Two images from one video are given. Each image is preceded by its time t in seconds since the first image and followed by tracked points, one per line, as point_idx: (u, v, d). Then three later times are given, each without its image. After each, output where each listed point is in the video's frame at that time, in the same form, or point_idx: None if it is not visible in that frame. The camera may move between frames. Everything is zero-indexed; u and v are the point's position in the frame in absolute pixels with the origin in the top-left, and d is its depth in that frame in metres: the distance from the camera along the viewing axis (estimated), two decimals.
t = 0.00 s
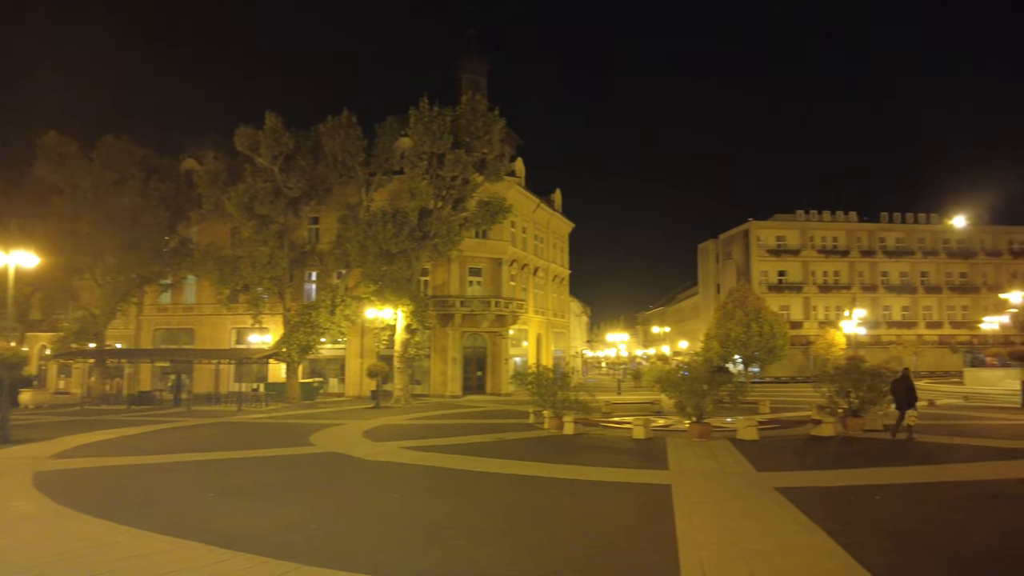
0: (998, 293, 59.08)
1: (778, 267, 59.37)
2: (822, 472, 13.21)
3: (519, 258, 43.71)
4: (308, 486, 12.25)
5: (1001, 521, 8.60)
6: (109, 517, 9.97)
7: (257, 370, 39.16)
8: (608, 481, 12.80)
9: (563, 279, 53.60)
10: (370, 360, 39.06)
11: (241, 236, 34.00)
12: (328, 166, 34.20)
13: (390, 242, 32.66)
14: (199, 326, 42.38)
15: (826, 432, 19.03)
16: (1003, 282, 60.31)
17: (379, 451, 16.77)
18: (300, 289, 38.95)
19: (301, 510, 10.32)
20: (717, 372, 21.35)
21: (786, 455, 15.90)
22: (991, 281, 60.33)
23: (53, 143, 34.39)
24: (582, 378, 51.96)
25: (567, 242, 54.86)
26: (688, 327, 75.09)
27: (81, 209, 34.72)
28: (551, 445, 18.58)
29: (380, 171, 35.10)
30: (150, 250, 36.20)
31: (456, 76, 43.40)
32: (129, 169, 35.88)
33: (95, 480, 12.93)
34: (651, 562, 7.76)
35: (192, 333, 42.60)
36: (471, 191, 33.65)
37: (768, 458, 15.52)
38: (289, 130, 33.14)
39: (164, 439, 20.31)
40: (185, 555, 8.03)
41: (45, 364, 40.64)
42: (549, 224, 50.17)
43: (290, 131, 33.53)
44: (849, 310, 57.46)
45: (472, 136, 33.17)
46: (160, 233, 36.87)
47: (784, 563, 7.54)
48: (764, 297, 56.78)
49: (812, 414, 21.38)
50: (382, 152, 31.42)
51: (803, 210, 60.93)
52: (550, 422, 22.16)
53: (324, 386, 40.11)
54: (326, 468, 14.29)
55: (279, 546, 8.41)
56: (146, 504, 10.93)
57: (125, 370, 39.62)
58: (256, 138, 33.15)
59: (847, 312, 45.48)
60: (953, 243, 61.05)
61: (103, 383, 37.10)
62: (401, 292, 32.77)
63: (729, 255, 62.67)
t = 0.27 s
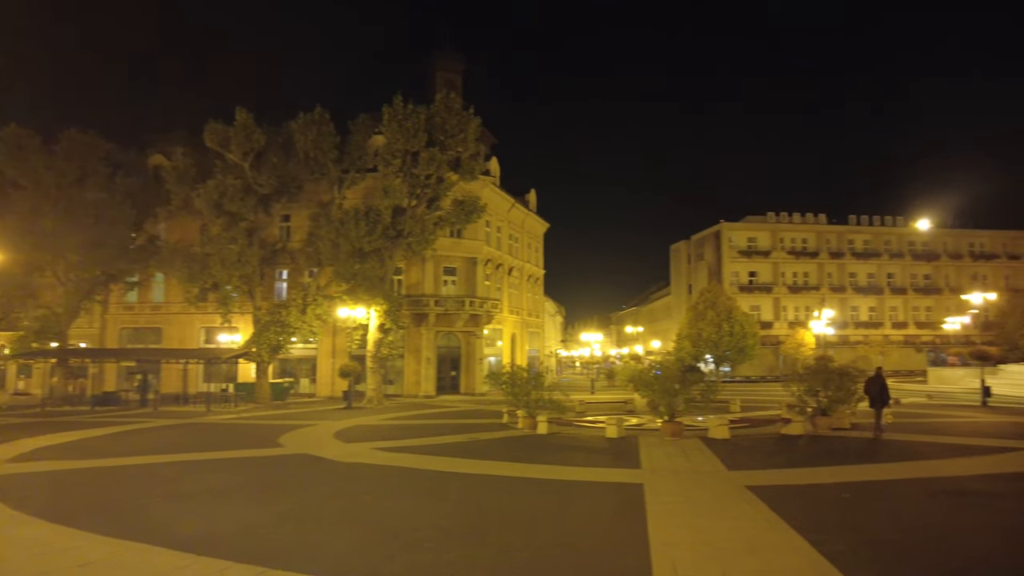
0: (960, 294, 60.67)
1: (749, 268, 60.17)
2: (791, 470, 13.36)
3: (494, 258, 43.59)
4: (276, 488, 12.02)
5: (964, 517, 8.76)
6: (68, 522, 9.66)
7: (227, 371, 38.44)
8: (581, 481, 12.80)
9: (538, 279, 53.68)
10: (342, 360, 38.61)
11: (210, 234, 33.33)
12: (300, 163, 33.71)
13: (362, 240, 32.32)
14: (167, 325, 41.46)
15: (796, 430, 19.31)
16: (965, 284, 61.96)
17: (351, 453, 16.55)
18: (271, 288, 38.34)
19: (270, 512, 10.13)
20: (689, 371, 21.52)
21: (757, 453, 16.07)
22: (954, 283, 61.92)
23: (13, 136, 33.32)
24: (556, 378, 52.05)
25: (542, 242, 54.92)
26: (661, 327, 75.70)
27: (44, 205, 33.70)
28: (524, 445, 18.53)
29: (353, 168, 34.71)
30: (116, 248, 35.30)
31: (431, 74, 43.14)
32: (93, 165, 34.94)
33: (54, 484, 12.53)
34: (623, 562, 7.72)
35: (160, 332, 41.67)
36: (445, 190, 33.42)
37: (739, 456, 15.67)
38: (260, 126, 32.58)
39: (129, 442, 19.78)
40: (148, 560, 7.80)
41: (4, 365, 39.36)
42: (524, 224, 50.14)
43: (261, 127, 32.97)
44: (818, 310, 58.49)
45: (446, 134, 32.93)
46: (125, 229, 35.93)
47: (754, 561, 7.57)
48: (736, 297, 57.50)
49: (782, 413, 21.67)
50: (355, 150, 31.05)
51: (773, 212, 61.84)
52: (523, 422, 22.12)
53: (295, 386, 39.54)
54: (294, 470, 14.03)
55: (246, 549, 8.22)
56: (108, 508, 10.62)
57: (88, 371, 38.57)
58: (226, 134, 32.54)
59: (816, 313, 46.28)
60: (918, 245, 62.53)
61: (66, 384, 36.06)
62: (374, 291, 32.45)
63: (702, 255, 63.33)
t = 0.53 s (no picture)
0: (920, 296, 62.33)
1: (717, 269, 60.99)
2: (759, 468, 13.52)
3: (466, 257, 43.42)
4: (242, 490, 11.80)
5: (926, 514, 8.93)
6: (20, 528, 9.34)
7: (192, 371, 37.66)
8: (551, 481, 12.80)
9: (510, 278, 53.65)
10: (311, 360, 38.08)
11: (175, 231, 32.58)
12: (268, 160, 33.16)
13: (332, 238, 31.93)
14: (130, 325, 40.44)
15: (763, 430, 19.59)
16: (924, 286, 63.68)
17: (319, 454, 16.32)
18: (238, 287, 37.63)
19: (234, 515, 9.92)
20: (659, 371, 21.72)
21: (725, 452, 16.29)
22: (914, 285, 63.58)
23: None
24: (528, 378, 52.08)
25: (514, 242, 54.91)
26: (631, 327, 76.30)
27: None
28: (495, 445, 18.48)
29: (323, 165, 34.24)
30: (77, 245, 34.30)
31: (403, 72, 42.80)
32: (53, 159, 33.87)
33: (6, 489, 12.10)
34: (594, 562, 7.70)
35: (122, 332, 40.63)
36: (416, 188, 33.13)
37: (707, 455, 15.85)
38: (227, 122, 31.95)
39: (89, 444, 19.23)
40: (104, 566, 7.56)
41: None
42: (497, 223, 50.06)
43: (228, 123, 32.34)
44: (784, 311, 59.56)
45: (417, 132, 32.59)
46: (86, 227, 34.83)
47: (723, 560, 7.60)
48: (705, 298, 58.24)
49: (749, 413, 21.98)
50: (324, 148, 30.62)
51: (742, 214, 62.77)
52: (495, 422, 22.07)
53: (262, 387, 38.87)
54: (260, 472, 13.75)
55: (207, 554, 8.02)
56: (63, 513, 10.29)
57: (46, 372, 37.42)
58: (192, 129, 31.85)
59: (783, 314, 47.13)
60: (881, 248, 64.06)
61: (22, 385, 34.91)
62: (343, 291, 32.07)
63: (672, 256, 64.00)
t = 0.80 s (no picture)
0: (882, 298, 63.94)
1: (686, 271, 61.75)
2: (727, 467, 13.66)
3: (436, 257, 43.16)
4: (205, 494, 11.51)
5: (889, 511, 9.09)
6: None
7: (155, 372, 36.75)
8: (521, 481, 12.76)
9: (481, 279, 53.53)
10: (278, 361, 37.46)
11: (138, 228, 31.76)
12: (235, 157, 32.52)
13: (299, 237, 31.44)
14: (89, 324, 39.30)
15: (730, 429, 19.86)
16: (885, 289, 65.36)
17: (285, 456, 16.03)
18: (203, 286, 36.85)
19: (196, 520, 9.67)
20: (628, 371, 21.86)
21: (693, 451, 16.47)
22: (876, 287, 65.21)
23: None
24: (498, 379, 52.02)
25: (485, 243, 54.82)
26: (601, 328, 76.80)
27: None
28: (466, 445, 18.39)
29: (291, 163, 33.69)
30: (34, 241, 33.20)
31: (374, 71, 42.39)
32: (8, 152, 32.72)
33: None
34: (564, 563, 7.66)
35: (81, 331, 39.46)
36: (386, 187, 32.76)
37: (676, 454, 16.00)
38: (192, 117, 31.23)
39: (44, 447, 18.59)
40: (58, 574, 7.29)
41: None
42: (468, 223, 49.88)
43: (194, 118, 31.61)
44: (751, 313, 60.57)
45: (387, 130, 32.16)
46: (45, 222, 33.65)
47: (692, 559, 7.63)
48: (674, 299, 58.91)
49: (716, 413, 22.26)
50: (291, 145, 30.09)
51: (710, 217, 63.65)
52: (465, 423, 21.96)
53: (228, 388, 38.12)
54: (224, 475, 13.44)
55: (167, 560, 7.79)
56: (15, 518, 9.90)
57: None
58: (156, 124, 31.08)
59: (749, 315, 47.94)
60: (844, 251, 65.56)
61: None
62: (311, 290, 31.61)
63: (641, 258, 64.58)
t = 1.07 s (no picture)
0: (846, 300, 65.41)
1: (655, 272, 62.34)
2: (696, 467, 13.80)
3: (407, 257, 42.84)
4: (168, 497, 11.22)
5: (855, 509, 9.26)
6: None
7: (117, 373, 35.82)
8: (492, 482, 12.72)
9: (452, 279, 53.32)
10: (245, 362, 36.78)
11: (99, 225, 30.88)
12: (202, 153, 31.84)
13: (267, 235, 30.92)
14: (47, 323, 38.09)
15: (698, 429, 20.06)
16: (849, 291, 66.86)
17: (253, 458, 15.74)
18: (167, 284, 35.96)
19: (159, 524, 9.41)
20: (599, 371, 21.98)
21: (663, 451, 16.61)
22: (840, 290, 66.67)
23: None
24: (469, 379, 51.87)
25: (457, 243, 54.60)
26: (572, 329, 77.12)
27: None
28: (436, 447, 18.25)
29: (260, 160, 33.11)
30: None
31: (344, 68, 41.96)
32: None
33: None
34: (535, 564, 7.65)
35: (39, 331, 38.22)
36: (357, 185, 32.35)
37: (646, 454, 16.11)
38: (157, 111, 30.49)
39: None
40: None
41: None
42: (440, 223, 49.62)
43: (158, 113, 30.86)
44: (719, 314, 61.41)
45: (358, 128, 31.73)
46: None
47: (664, 559, 7.68)
48: (644, 300, 59.44)
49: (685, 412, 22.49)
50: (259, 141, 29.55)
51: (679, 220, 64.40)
52: (436, 424, 21.82)
53: (192, 389, 37.30)
54: (189, 478, 13.12)
55: (128, 565, 7.57)
56: None
57: None
58: (119, 118, 30.27)
59: (717, 316, 48.62)
60: (810, 254, 66.87)
61: None
62: (278, 289, 31.13)
63: (612, 259, 65.05)
